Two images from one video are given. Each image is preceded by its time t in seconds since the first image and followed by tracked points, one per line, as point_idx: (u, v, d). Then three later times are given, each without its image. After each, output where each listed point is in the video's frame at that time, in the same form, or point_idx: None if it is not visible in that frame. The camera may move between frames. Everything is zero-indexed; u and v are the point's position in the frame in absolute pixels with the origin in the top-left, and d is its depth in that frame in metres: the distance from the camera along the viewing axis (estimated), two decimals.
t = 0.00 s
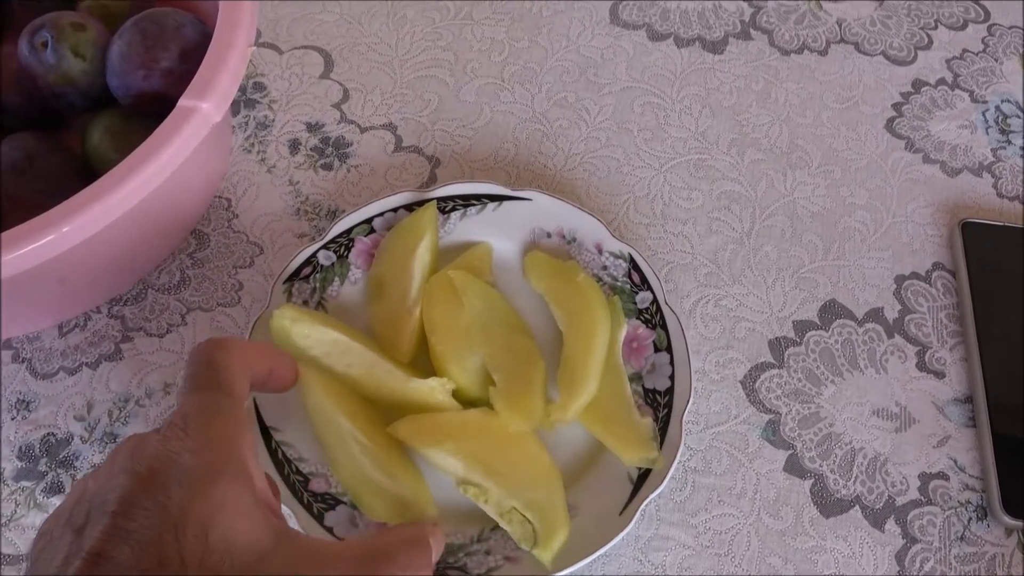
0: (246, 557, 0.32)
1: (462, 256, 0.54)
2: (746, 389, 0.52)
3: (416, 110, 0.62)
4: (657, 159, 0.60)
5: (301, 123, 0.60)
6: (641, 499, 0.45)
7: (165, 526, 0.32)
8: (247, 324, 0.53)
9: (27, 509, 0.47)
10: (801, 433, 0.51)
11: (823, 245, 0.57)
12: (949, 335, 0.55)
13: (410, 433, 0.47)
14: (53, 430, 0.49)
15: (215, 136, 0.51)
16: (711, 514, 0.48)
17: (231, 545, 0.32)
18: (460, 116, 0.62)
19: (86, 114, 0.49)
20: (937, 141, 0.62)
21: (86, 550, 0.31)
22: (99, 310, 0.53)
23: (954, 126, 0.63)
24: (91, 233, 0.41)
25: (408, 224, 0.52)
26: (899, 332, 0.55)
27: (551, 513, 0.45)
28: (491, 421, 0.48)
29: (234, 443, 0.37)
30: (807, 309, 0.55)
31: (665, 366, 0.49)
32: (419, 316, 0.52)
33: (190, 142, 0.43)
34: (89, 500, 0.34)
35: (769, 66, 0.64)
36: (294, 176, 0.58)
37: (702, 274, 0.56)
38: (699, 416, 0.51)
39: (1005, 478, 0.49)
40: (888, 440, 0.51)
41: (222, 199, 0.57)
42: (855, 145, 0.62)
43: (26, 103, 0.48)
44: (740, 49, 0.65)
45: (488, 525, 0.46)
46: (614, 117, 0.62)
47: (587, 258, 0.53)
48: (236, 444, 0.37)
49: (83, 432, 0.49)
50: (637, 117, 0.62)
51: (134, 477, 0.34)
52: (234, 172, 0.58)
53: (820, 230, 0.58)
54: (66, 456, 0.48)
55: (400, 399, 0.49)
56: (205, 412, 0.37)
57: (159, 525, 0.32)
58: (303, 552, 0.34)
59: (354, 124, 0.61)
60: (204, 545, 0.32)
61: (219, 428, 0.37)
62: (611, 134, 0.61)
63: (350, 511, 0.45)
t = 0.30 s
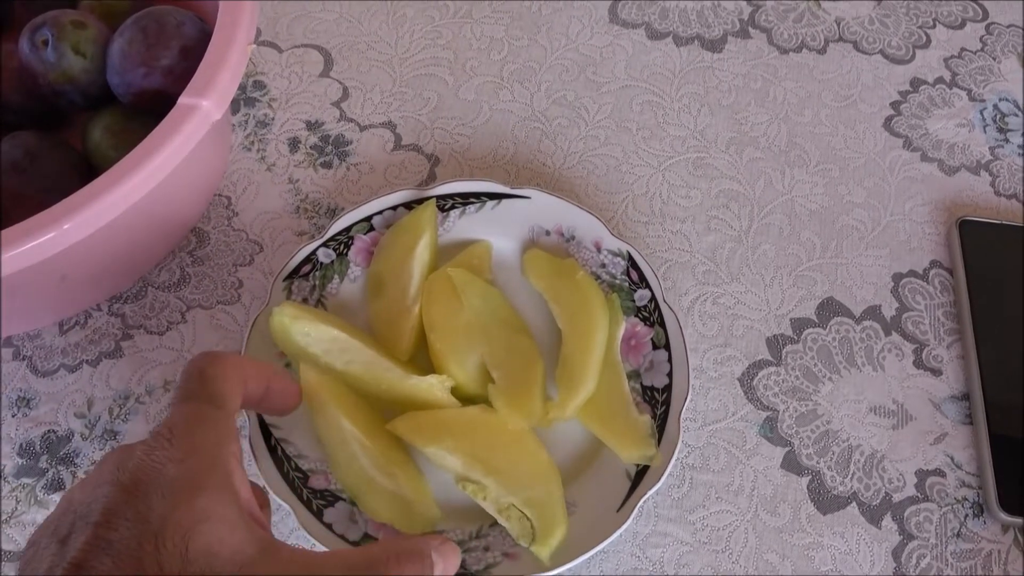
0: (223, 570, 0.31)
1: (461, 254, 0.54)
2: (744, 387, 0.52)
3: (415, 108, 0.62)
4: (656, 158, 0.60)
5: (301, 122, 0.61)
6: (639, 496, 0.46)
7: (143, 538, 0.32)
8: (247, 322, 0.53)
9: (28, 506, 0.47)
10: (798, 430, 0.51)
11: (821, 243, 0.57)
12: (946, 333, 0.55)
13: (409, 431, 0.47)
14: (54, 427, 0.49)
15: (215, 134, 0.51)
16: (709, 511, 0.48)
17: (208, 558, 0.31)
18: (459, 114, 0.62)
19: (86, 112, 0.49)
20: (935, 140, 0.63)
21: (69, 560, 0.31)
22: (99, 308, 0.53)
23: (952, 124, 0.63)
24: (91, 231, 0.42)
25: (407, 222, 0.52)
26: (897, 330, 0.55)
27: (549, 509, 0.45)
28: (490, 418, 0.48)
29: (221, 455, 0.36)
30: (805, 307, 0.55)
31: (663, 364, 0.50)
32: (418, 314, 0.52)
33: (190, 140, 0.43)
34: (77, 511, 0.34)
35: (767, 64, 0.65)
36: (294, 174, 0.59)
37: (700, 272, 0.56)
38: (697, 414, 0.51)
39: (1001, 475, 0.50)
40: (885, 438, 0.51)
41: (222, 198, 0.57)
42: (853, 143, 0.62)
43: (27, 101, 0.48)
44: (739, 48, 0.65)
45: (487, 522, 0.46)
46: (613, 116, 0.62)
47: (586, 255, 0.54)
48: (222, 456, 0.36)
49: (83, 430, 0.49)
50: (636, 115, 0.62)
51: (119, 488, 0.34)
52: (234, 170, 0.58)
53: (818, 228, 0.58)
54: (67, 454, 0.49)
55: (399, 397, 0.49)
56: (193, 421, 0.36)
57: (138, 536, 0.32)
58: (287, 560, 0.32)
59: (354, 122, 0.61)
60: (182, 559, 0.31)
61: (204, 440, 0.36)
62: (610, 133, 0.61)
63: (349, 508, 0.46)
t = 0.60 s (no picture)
0: None
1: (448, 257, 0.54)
2: (728, 389, 0.52)
3: (404, 114, 0.62)
4: (642, 162, 0.61)
5: (290, 127, 0.61)
6: (623, 497, 0.46)
7: None
8: (236, 326, 0.54)
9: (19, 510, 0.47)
10: (781, 431, 0.51)
11: (806, 246, 0.58)
12: (929, 335, 0.56)
13: (396, 434, 0.48)
14: (44, 431, 0.50)
15: (204, 140, 0.52)
16: (692, 511, 0.49)
17: None
18: (447, 119, 0.62)
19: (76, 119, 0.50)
20: (919, 143, 0.63)
21: None
22: (90, 313, 0.53)
23: (936, 127, 0.64)
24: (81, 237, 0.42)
25: (395, 226, 0.53)
26: (880, 332, 0.55)
27: (533, 511, 0.45)
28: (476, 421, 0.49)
29: None
30: (789, 310, 0.55)
31: (647, 367, 0.50)
32: (406, 318, 0.52)
33: (178, 147, 0.44)
34: None
35: (753, 69, 0.65)
36: (283, 179, 0.59)
37: (685, 275, 0.56)
38: (681, 415, 0.51)
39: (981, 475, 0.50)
40: (867, 439, 0.52)
41: (211, 203, 0.58)
42: (838, 147, 0.62)
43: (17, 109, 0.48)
44: (725, 52, 0.66)
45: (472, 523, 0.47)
46: (599, 120, 0.63)
47: (571, 260, 0.54)
48: None
49: (73, 434, 0.50)
50: (623, 120, 0.63)
51: None
52: (223, 175, 0.59)
53: (802, 232, 0.59)
54: (57, 457, 0.49)
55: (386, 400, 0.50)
56: None
57: None
58: None
59: (343, 127, 0.61)
60: None
61: None
62: (597, 137, 0.62)
63: (336, 510, 0.46)
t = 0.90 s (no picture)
0: None
1: (450, 251, 0.55)
2: (731, 375, 0.53)
3: (402, 112, 0.63)
4: (639, 154, 0.62)
5: (290, 128, 0.62)
6: (630, 483, 0.47)
7: None
8: (242, 325, 0.54)
9: (33, 510, 0.48)
10: (785, 416, 0.52)
11: (804, 233, 0.59)
12: (928, 317, 0.56)
13: (404, 427, 0.48)
14: (56, 433, 0.50)
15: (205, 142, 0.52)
16: (699, 496, 0.49)
17: None
18: (445, 116, 0.63)
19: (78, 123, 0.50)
20: (913, 129, 0.64)
21: None
22: (97, 315, 0.54)
23: (929, 113, 0.65)
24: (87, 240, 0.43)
25: (397, 223, 0.54)
26: (879, 316, 0.56)
27: (541, 499, 0.46)
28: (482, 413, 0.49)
29: None
30: (789, 296, 0.56)
31: (650, 355, 0.51)
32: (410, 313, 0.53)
33: (181, 149, 0.44)
34: None
35: (747, 60, 0.66)
36: (284, 179, 0.60)
37: (685, 265, 0.57)
38: (685, 402, 0.52)
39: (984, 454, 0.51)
40: (869, 421, 0.52)
41: (214, 204, 0.58)
42: (832, 134, 0.63)
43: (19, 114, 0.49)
44: (719, 44, 0.66)
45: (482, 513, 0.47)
46: (596, 114, 0.63)
47: (572, 251, 0.55)
48: None
49: (85, 435, 0.50)
50: (619, 113, 0.63)
51: None
52: (225, 176, 0.59)
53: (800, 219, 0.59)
54: (69, 458, 0.49)
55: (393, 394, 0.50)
56: None
57: None
58: None
59: (342, 127, 0.62)
60: None
61: None
62: (594, 131, 0.62)
63: (347, 503, 0.47)
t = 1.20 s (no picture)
0: None
1: (480, 244, 0.55)
2: (761, 366, 0.53)
3: (428, 105, 0.63)
4: (665, 146, 0.62)
5: (316, 121, 0.62)
6: (665, 473, 0.47)
7: None
8: (272, 317, 0.54)
9: (67, 502, 0.48)
10: (816, 407, 0.52)
11: (830, 225, 0.59)
12: (956, 309, 0.56)
13: (438, 417, 0.48)
14: (89, 425, 0.50)
15: (235, 135, 0.53)
16: (732, 487, 0.49)
17: None
18: (470, 109, 0.63)
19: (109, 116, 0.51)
20: (937, 122, 0.64)
21: None
22: (127, 308, 0.54)
23: (953, 106, 0.65)
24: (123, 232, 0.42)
25: (427, 215, 0.54)
26: (907, 307, 0.56)
27: (577, 488, 0.46)
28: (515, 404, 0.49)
29: None
30: (817, 288, 0.56)
31: (681, 346, 0.51)
32: (440, 304, 0.53)
33: (215, 141, 0.44)
34: None
35: (771, 53, 0.66)
36: (312, 172, 0.60)
37: (713, 257, 0.57)
38: (717, 394, 0.52)
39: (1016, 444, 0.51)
40: (900, 412, 0.52)
41: (242, 197, 0.58)
42: (857, 127, 0.63)
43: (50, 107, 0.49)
44: (742, 37, 0.67)
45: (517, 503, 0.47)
46: (621, 107, 0.63)
47: (601, 243, 0.55)
48: None
49: (118, 426, 0.50)
50: (644, 106, 0.63)
51: None
52: (252, 170, 0.59)
53: (826, 211, 0.59)
54: (102, 449, 0.49)
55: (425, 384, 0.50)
56: None
57: None
58: None
59: (368, 120, 0.62)
60: None
61: None
62: (619, 124, 0.63)
63: (382, 494, 0.47)
